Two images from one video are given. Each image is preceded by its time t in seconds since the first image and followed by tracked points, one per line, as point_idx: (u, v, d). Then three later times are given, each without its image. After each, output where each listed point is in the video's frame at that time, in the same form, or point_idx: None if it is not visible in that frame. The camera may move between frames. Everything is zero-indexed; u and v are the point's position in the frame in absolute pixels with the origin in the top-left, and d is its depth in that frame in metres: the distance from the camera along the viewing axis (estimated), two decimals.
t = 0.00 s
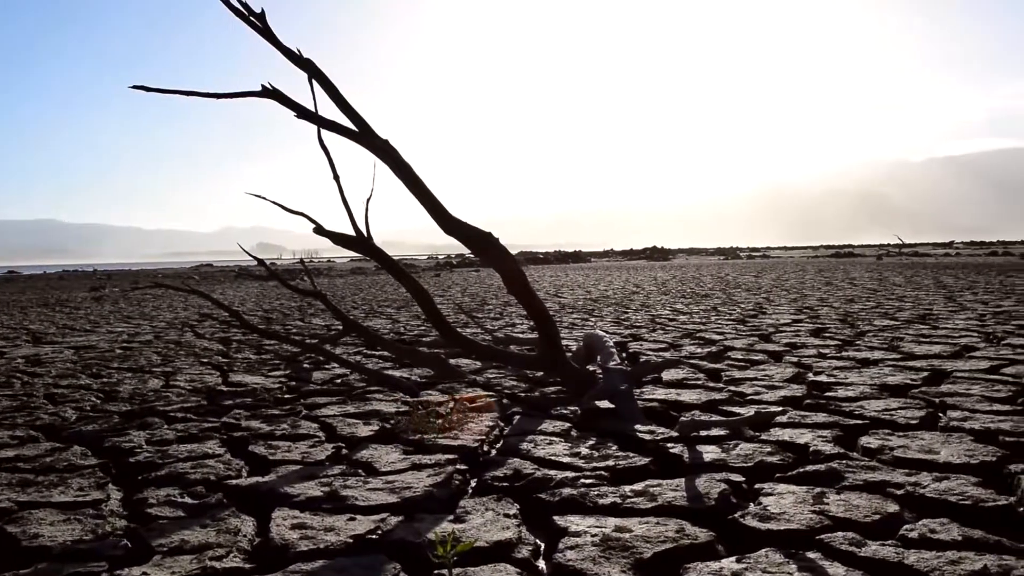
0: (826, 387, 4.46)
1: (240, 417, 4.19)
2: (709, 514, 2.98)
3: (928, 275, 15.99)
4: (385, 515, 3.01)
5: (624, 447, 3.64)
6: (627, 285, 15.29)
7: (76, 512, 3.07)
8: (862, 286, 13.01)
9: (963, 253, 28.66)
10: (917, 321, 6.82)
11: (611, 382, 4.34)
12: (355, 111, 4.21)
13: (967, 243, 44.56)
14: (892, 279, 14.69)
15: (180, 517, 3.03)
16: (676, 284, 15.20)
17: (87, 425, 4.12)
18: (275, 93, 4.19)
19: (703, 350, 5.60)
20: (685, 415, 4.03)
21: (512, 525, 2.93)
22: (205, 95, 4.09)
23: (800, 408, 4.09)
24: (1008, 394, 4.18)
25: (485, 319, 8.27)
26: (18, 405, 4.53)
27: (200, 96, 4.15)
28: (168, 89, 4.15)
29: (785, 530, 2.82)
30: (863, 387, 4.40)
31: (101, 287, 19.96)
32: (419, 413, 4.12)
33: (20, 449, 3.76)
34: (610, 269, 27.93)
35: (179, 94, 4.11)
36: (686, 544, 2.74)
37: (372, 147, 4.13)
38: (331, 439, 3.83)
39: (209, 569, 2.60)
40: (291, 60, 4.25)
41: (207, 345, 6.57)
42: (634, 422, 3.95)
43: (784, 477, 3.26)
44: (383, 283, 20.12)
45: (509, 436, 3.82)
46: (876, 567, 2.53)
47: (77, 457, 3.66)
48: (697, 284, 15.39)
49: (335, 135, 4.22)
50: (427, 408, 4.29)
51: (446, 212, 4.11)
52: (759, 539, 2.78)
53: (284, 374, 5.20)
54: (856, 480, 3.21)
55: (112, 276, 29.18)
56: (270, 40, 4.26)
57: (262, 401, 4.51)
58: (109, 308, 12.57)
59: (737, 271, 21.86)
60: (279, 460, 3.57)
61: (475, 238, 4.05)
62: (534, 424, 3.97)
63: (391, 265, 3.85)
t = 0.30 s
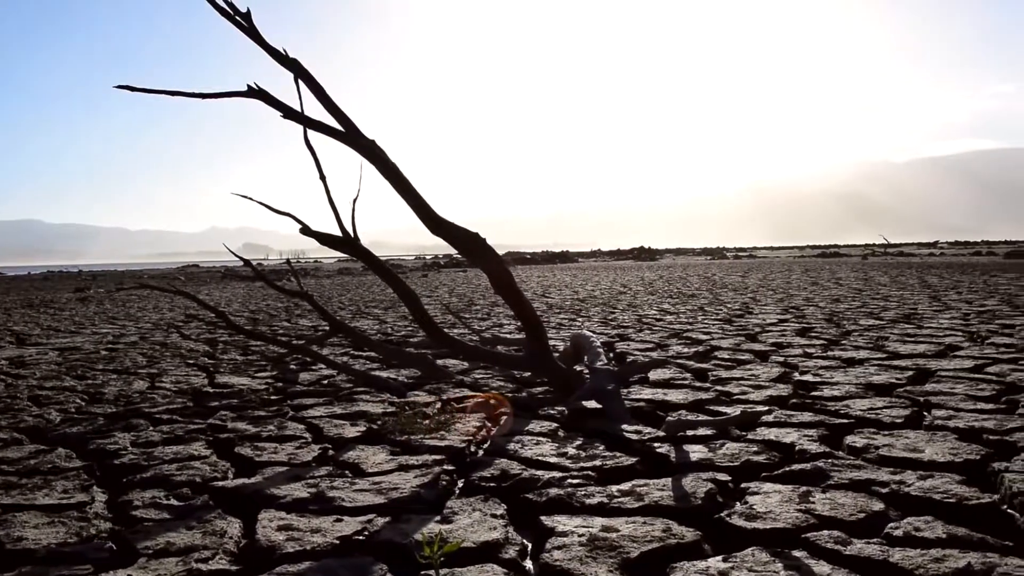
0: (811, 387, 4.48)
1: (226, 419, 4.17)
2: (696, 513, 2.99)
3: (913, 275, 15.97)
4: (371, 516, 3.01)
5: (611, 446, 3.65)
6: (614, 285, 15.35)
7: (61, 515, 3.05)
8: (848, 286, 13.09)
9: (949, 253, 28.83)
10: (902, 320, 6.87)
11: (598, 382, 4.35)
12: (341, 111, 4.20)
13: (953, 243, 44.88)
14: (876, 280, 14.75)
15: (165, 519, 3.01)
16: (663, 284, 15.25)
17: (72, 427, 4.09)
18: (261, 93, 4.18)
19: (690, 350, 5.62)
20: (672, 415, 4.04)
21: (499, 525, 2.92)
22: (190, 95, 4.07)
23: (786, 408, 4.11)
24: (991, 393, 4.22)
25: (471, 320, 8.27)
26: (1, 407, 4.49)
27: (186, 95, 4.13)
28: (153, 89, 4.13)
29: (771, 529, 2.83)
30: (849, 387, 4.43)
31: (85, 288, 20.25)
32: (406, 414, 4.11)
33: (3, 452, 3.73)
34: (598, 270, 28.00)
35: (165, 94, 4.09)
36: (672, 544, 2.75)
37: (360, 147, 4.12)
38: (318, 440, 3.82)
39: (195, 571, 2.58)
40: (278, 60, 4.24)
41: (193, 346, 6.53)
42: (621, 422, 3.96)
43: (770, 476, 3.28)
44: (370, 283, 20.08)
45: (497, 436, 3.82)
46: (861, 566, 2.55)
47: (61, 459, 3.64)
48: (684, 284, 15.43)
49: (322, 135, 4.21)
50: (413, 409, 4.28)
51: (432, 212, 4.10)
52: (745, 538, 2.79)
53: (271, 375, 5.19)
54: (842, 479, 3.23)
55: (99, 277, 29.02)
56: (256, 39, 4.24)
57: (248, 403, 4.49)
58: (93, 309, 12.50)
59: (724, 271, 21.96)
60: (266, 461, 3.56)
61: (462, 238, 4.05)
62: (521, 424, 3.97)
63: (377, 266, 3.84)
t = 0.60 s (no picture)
0: (795, 385, 4.51)
1: (210, 420, 4.15)
2: (680, 512, 3.00)
3: (895, 275, 15.87)
4: (357, 517, 3.00)
5: (596, 446, 3.65)
6: (599, 285, 15.40)
7: (43, 518, 3.02)
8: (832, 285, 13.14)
9: (933, 253, 28.77)
10: (885, 319, 6.92)
11: (584, 381, 4.35)
12: (325, 111, 4.19)
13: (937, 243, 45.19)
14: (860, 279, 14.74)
15: (149, 522, 2.99)
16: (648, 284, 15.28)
17: (54, 429, 4.05)
18: (245, 93, 4.16)
19: (675, 349, 5.64)
20: (657, 414, 4.05)
21: (484, 526, 2.92)
22: (173, 95, 4.05)
23: (770, 407, 4.13)
24: (973, 391, 4.26)
25: (457, 320, 8.26)
26: None
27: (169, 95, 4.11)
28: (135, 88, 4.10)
29: (756, 528, 2.84)
30: (833, 386, 4.45)
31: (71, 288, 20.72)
32: (391, 414, 4.10)
33: None
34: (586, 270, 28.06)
35: (147, 93, 4.07)
36: (657, 543, 2.75)
37: (344, 147, 4.11)
38: (303, 441, 3.81)
39: (178, 574, 2.56)
40: (261, 59, 4.22)
41: (177, 347, 6.50)
42: (606, 421, 3.96)
43: (755, 475, 3.29)
44: (355, 284, 20.05)
45: (482, 436, 3.82)
46: (844, 563, 2.56)
47: (43, 462, 3.60)
48: (668, 284, 15.44)
49: (306, 135, 4.19)
50: (399, 409, 4.27)
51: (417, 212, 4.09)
52: (730, 537, 2.80)
53: (255, 376, 5.16)
54: (825, 477, 3.24)
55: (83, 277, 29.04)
56: (240, 39, 4.23)
57: (233, 404, 4.46)
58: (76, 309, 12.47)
59: (710, 271, 22.04)
60: (250, 463, 3.54)
61: (447, 238, 4.04)
62: (507, 424, 3.97)
63: (362, 266, 3.83)
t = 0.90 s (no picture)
0: (778, 384, 4.53)
1: (192, 421, 4.13)
2: (663, 511, 3.00)
3: (876, 275, 15.60)
4: (339, 518, 2.99)
5: (580, 445, 3.66)
6: (582, 285, 15.41)
7: (22, 521, 2.99)
8: (813, 284, 13.17)
9: (917, 254, 28.50)
10: (866, 318, 6.97)
11: (566, 381, 4.36)
12: (308, 110, 4.17)
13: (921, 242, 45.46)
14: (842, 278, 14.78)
15: (130, 524, 2.97)
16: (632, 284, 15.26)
17: (34, 431, 4.02)
18: (227, 92, 4.13)
19: (658, 348, 5.66)
20: (640, 413, 4.06)
21: (468, 526, 2.92)
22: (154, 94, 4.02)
23: (753, 405, 4.15)
24: (953, 389, 4.30)
25: (441, 320, 8.25)
26: None
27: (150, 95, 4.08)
28: (115, 87, 4.07)
29: (738, 526, 2.86)
30: (815, 384, 4.48)
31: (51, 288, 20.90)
32: (374, 414, 4.09)
33: None
34: (572, 270, 28.08)
35: (128, 92, 4.04)
36: (640, 542, 2.76)
37: (327, 147, 4.09)
38: (285, 442, 3.79)
39: None
40: (244, 58, 4.20)
41: (159, 348, 6.46)
42: (590, 420, 3.97)
43: (737, 474, 3.30)
44: (339, 284, 20.00)
45: (465, 436, 3.82)
46: (826, 561, 2.58)
47: (23, 464, 3.57)
48: (652, 284, 15.27)
49: (288, 134, 4.17)
50: (382, 409, 4.26)
51: (400, 212, 4.08)
52: (712, 535, 2.81)
53: (238, 377, 5.13)
54: (807, 475, 3.26)
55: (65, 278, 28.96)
56: (222, 38, 4.20)
57: (215, 405, 4.44)
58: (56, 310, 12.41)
59: (695, 271, 22.11)
60: (232, 464, 3.52)
61: (430, 238, 4.04)
62: (490, 424, 3.97)
63: (345, 266, 3.81)
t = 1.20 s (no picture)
0: (758, 382, 4.56)
1: (172, 422, 4.10)
2: (645, 509, 3.02)
3: (856, 275, 15.21)
4: (321, 518, 2.98)
5: (562, 444, 3.66)
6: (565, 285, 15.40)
7: None
8: (794, 283, 13.23)
9: (897, 255, 28.39)
10: (846, 317, 7.02)
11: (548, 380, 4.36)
12: (289, 109, 4.16)
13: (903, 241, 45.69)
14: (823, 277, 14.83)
15: (110, 525, 2.95)
16: (615, 284, 15.17)
17: (11, 433, 3.97)
18: (207, 91, 4.10)
19: (640, 347, 5.68)
20: (622, 412, 4.07)
21: (450, 525, 2.92)
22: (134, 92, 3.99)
23: (734, 404, 4.17)
24: (931, 386, 4.34)
25: (424, 320, 8.23)
26: None
27: (129, 93, 4.04)
28: (94, 86, 4.04)
29: (719, 523, 2.87)
30: (795, 382, 4.51)
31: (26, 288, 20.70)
32: (356, 414, 4.08)
33: None
34: (557, 269, 28.11)
35: (107, 91, 4.00)
36: (622, 540, 2.77)
37: (308, 146, 4.08)
38: (267, 442, 3.77)
39: None
40: (224, 57, 4.17)
41: (139, 348, 6.41)
42: (572, 419, 3.98)
43: (718, 472, 3.32)
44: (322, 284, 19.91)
45: (448, 436, 3.81)
46: (806, 558, 2.59)
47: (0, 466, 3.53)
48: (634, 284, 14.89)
49: (269, 134, 4.16)
50: (364, 409, 4.25)
51: (382, 212, 4.07)
52: (693, 533, 2.82)
53: (218, 377, 5.10)
54: (788, 473, 3.28)
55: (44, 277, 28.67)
56: (202, 36, 4.18)
57: (195, 405, 4.42)
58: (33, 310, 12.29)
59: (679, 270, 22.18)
60: (213, 464, 3.50)
61: (412, 238, 4.03)
62: (472, 423, 3.97)
63: (327, 266, 3.80)
